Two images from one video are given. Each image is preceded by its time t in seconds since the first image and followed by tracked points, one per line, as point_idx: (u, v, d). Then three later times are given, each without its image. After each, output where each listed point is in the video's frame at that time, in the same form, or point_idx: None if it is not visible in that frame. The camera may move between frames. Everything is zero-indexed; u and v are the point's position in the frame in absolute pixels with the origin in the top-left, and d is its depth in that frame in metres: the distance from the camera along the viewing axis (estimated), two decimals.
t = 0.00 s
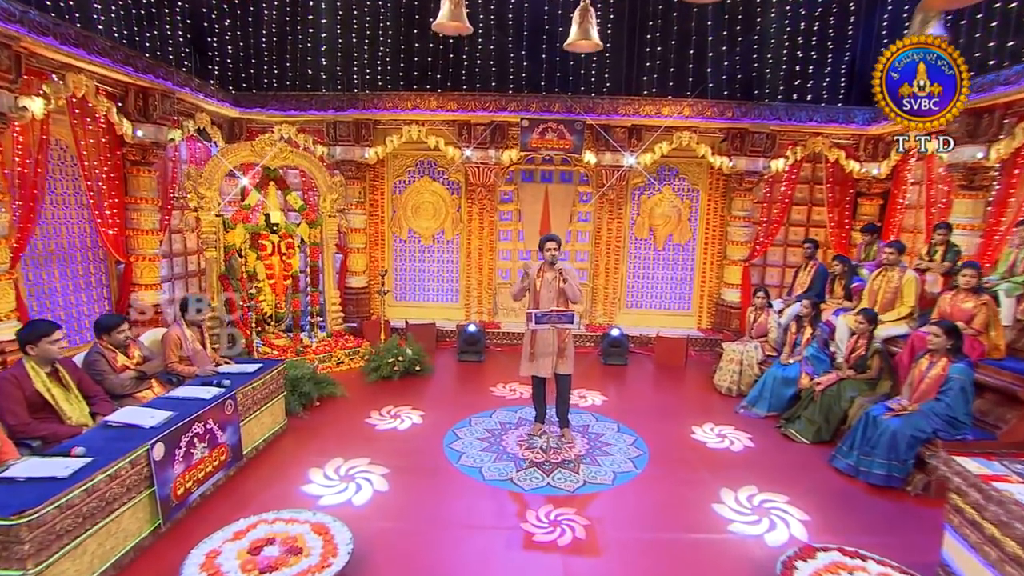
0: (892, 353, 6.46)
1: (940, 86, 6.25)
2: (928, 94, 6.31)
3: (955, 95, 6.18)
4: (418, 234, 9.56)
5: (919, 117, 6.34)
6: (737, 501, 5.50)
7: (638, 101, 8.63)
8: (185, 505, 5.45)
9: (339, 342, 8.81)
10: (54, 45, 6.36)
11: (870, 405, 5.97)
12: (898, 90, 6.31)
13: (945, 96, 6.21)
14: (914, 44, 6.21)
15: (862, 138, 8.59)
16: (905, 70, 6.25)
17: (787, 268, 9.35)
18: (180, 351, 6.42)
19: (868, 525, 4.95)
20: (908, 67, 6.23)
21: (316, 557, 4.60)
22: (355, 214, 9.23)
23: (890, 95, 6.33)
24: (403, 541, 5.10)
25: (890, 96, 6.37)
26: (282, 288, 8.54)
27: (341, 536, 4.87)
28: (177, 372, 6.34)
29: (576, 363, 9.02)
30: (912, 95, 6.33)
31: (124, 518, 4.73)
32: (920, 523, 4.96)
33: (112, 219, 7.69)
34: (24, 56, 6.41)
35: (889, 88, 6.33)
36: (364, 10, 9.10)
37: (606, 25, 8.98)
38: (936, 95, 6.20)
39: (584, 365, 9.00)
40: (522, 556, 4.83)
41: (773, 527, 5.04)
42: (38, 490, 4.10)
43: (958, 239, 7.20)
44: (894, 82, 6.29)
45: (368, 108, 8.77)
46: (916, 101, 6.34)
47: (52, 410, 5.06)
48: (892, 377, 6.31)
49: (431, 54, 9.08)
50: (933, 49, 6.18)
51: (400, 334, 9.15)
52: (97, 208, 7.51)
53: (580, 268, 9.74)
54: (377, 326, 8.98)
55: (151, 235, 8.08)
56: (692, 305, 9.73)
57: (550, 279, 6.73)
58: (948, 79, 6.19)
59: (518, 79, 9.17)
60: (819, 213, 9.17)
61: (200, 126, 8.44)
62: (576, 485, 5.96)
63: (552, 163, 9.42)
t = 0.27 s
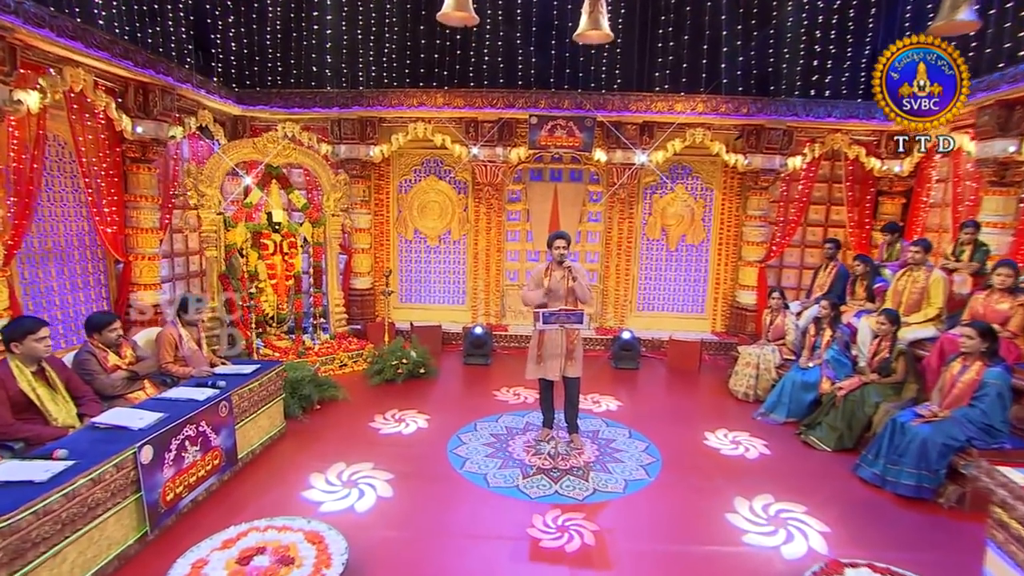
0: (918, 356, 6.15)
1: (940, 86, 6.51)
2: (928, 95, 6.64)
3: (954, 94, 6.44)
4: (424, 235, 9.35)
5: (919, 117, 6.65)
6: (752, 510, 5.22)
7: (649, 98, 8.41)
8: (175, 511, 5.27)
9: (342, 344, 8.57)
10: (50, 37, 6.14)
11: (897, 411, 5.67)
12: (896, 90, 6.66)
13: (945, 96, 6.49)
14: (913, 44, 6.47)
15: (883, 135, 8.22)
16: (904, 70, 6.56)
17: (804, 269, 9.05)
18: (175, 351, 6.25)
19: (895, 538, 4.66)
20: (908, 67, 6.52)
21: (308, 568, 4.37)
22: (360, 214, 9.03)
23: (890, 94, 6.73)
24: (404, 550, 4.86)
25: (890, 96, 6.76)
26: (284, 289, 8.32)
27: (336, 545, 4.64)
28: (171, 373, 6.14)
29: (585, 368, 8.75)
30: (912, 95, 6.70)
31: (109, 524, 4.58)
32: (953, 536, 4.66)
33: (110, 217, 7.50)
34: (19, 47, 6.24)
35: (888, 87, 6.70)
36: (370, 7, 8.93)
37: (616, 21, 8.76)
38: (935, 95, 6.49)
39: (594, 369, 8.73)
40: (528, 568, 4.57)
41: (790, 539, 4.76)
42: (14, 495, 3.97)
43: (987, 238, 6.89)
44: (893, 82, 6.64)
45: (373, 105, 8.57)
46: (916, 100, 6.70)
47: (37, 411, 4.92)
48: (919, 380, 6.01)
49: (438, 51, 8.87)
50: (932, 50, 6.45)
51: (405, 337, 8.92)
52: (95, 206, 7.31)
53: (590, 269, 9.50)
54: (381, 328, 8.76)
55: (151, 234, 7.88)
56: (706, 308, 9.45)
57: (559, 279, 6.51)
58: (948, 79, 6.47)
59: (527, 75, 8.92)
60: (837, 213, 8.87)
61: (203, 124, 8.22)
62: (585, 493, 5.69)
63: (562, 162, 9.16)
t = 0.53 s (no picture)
0: (949, 360, 5.84)
1: (940, 86, 6.43)
2: (927, 94, 6.50)
3: (954, 94, 6.35)
4: (431, 235, 9.13)
5: (918, 117, 6.54)
6: (768, 520, 4.93)
7: (664, 93, 8.27)
8: (165, 518, 5.07)
9: (346, 346, 8.35)
10: (49, 30, 5.94)
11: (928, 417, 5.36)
12: (897, 90, 6.54)
13: (945, 96, 6.40)
14: (913, 44, 6.43)
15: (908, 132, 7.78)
16: (904, 70, 6.47)
17: (824, 271, 8.74)
18: (171, 351, 6.07)
19: (926, 553, 4.37)
20: (908, 67, 6.45)
21: None
22: (366, 213, 8.83)
23: (891, 95, 6.57)
24: (405, 560, 4.61)
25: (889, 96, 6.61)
26: (287, 290, 8.10)
27: (331, 555, 4.41)
28: (167, 373, 5.96)
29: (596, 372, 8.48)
30: (911, 95, 6.54)
31: (93, 530, 4.40)
32: (990, 553, 4.35)
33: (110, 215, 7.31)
34: (17, 40, 6.07)
35: (888, 87, 6.56)
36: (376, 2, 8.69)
37: (629, 14, 8.51)
38: (935, 95, 6.41)
39: (606, 373, 8.46)
40: None
41: (808, 551, 4.48)
42: None
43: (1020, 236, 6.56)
44: (894, 82, 6.51)
45: (379, 102, 8.38)
46: (915, 101, 6.55)
47: (22, 411, 4.75)
48: (950, 385, 5.70)
49: (446, 47, 8.66)
50: (932, 50, 6.40)
51: (411, 339, 8.70)
52: (95, 204, 7.13)
53: (602, 270, 9.24)
54: (386, 330, 8.54)
55: (152, 233, 7.68)
56: (722, 311, 9.16)
57: (567, 278, 6.28)
58: (948, 80, 6.38)
59: (537, 71, 8.69)
60: (859, 212, 8.57)
61: (206, 121, 8.03)
62: (595, 502, 5.41)
63: (573, 160, 8.94)
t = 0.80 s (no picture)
0: (980, 363, 5.55)
1: (940, 86, 6.42)
2: (928, 94, 6.48)
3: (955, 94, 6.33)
4: (438, 234, 8.95)
5: (918, 118, 6.51)
6: (782, 530, 4.69)
7: (677, 88, 8.05)
8: (156, 524, 4.89)
9: (350, 347, 8.16)
10: (48, 24, 5.76)
11: (959, 424, 5.09)
12: (898, 90, 6.51)
13: (945, 96, 6.38)
14: (913, 45, 6.41)
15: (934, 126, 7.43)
16: (905, 70, 6.44)
17: (844, 271, 8.46)
18: (169, 350, 5.92)
19: (958, 568, 4.10)
20: (908, 67, 6.41)
21: None
22: (371, 212, 8.65)
23: (891, 95, 6.55)
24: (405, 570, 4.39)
25: (889, 97, 6.58)
26: (290, 290, 7.94)
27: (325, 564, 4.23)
28: (164, 372, 5.81)
29: (606, 375, 8.24)
30: (913, 95, 6.52)
31: (79, 536, 4.23)
32: None
33: (111, 213, 7.15)
34: (14, 34, 5.92)
35: (889, 87, 6.53)
36: None
37: (642, 8, 8.28)
38: (935, 95, 6.39)
39: (617, 376, 8.21)
40: None
41: (826, 563, 4.22)
42: None
43: None
44: (893, 82, 6.49)
45: (385, 99, 8.20)
46: (917, 100, 6.52)
47: (9, 411, 4.60)
48: (981, 389, 5.41)
49: (453, 42, 8.46)
50: (933, 50, 6.37)
51: (417, 340, 8.51)
52: (95, 202, 6.97)
53: (613, 271, 9.02)
54: (391, 331, 8.33)
55: (154, 231, 7.51)
56: (737, 312, 8.90)
57: (576, 276, 6.07)
58: (948, 80, 6.37)
59: (546, 67, 8.50)
60: (880, 210, 8.29)
61: (210, 118, 7.90)
62: (605, 511, 5.16)
63: (583, 157, 8.75)
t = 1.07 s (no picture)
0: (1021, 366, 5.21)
1: (940, 86, 6.41)
2: (927, 95, 6.47)
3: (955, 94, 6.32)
4: (446, 233, 8.73)
5: (918, 117, 6.48)
6: (801, 541, 4.41)
7: (693, 81, 7.75)
8: (144, 530, 4.68)
9: (354, 349, 7.94)
10: (48, 15, 5.56)
11: (999, 432, 4.76)
12: (898, 91, 6.50)
13: (945, 96, 6.38)
14: (913, 45, 6.40)
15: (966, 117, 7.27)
16: (905, 70, 6.45)
17: (869, 271, 8.13)
18: (165, 349, 5.74)
19: None
20: (908, 67, 6.40)
21: None
22: (378, 210, 8.45)
23: (890, 95, 6.54)
24: None
25: (889, 97, 6.57)
26: (294, 289, 7.76)
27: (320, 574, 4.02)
28: (159, 373, 5.62)
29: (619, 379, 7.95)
30: (914, 95, 6.50)
31: (60, 543, 4.03)
32: None
33: (112, 210, 6.91)
34: (12, 25, 5.72)
35: (888, 87, 6.52)
36: None
37: None
38: (936, 95, 6.37)
39: (631, 381, 7.92)
40: None
41: None
42: None
43: None
44: (893, 82, 6.47)
45: (393, 94, 7.99)
46: (917, 100, 6.52)
47: None
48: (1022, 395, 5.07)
49: (463, 37, 8.20)
50: (934, 50, 6.35)
51: (425, 342, 8.28)
52: (95, 198, 6.74)
53: (627, 271, 8.77)
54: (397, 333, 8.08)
55: (156, 229, 7.29)
56: (756, 314, 8.59)
57: (586, 273, 5.82)
58: (948, 79, 6.36)
59: (558, 61, 8.25)
60: (908, 207, 7.94)
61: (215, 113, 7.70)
62: (617, 521, 4.87)
63: (596, 154, 8.52)
